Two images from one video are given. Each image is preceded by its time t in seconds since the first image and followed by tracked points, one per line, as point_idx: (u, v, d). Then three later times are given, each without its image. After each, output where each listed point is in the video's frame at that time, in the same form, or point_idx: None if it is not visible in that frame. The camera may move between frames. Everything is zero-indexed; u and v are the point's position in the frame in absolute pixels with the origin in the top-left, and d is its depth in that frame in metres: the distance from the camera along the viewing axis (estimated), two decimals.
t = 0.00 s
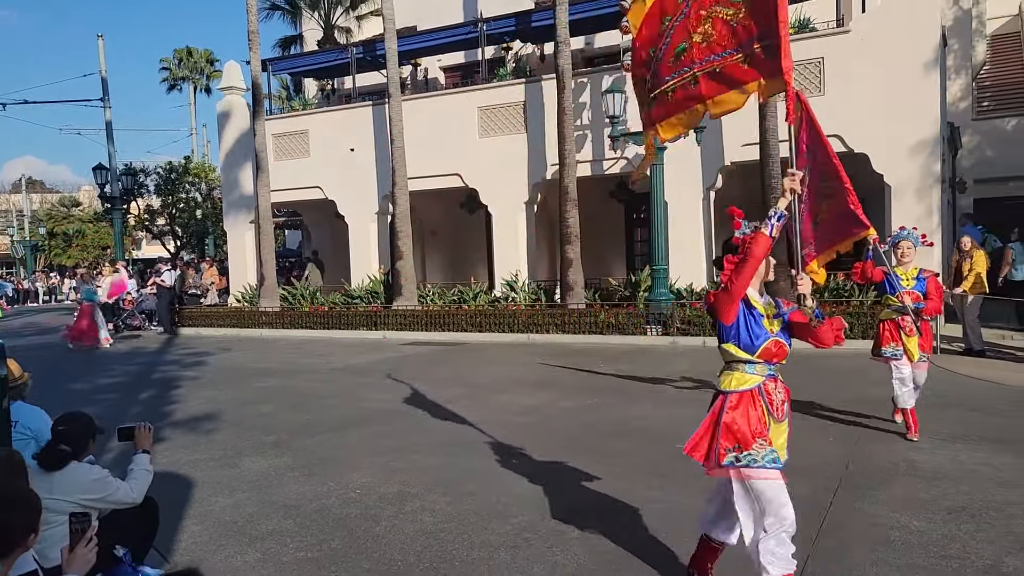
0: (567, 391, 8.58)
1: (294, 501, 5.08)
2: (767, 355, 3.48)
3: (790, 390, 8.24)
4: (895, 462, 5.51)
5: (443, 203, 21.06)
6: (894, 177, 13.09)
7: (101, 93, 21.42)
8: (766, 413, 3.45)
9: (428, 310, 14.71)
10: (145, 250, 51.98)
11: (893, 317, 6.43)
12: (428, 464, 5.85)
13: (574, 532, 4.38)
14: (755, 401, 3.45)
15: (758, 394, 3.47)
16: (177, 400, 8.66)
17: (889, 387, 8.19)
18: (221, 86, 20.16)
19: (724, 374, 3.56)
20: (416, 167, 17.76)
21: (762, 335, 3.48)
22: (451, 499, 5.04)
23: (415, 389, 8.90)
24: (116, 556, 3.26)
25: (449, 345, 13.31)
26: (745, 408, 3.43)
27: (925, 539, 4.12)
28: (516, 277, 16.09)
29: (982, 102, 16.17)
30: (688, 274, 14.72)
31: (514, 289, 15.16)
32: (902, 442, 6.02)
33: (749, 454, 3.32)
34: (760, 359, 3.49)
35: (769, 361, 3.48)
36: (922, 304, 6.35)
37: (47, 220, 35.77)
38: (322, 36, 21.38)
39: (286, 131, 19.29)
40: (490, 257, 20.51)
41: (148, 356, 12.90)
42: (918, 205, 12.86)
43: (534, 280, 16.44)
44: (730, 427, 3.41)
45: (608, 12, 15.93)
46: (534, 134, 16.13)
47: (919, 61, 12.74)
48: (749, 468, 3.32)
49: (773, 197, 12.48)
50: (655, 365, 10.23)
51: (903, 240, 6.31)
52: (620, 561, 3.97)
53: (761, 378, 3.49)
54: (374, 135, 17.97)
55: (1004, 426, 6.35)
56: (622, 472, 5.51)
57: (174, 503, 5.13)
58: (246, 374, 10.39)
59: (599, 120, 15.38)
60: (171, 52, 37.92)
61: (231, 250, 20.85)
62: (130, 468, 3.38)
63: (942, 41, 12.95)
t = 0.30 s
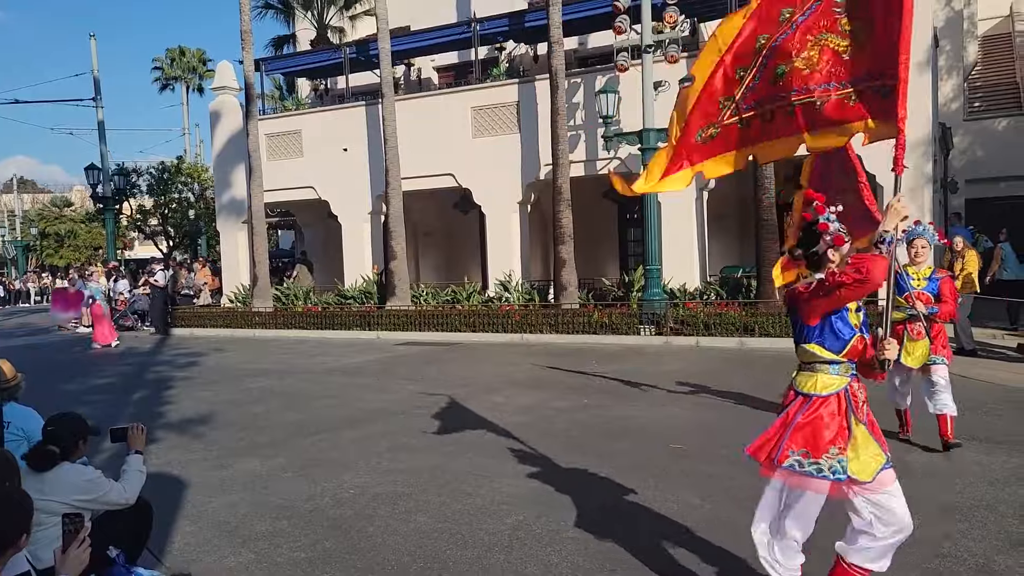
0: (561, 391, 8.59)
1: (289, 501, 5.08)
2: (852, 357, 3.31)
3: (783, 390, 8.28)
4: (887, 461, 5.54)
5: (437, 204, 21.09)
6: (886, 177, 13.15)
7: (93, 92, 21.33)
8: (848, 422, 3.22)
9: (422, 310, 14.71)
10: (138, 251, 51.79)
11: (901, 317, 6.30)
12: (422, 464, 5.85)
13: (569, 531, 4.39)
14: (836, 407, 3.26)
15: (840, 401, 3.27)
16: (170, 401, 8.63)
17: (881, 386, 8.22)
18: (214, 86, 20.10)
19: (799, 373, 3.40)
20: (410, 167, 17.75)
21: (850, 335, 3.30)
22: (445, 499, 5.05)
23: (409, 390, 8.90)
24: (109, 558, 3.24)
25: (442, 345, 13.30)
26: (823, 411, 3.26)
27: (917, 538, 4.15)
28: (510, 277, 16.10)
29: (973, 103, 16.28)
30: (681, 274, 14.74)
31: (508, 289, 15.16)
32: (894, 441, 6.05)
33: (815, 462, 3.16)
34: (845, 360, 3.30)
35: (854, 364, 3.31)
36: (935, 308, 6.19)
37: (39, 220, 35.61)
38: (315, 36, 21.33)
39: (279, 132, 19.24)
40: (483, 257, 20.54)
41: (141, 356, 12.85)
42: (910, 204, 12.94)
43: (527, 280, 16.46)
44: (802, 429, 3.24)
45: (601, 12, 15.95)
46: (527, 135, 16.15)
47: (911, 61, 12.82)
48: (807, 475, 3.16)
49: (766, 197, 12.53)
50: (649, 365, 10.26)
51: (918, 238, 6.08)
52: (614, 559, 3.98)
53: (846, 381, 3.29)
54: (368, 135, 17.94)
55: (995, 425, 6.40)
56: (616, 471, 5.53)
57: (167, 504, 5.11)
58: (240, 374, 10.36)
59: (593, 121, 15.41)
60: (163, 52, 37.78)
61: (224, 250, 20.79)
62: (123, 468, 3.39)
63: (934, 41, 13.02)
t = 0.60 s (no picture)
0: (557, 391, 8.60)
1: (285, 501, 5.07)
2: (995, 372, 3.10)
3: (778, 389, 8.30)
4: (881, 460, 5.57)
5: (432, 203, 21.09)
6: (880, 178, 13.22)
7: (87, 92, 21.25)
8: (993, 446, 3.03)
9: (417, 310, 14.71)
10: (132, 251, 51.65)
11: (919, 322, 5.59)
12: (417, 464, 5.85)
13: (565, 531, 4.40)
14: (977, 430, 3.04)
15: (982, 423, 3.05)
16: (165, 401, 8.60)
17: (876, 386, 8.25)
18: (209, 86, 20.04)
19: (932, 391, 3.16)
20: (405, 167, 17.73)
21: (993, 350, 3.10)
22: (441, 498, 5.05)
23: (405, 390, 8.90)
24: (105, 558, 3.23)
25: (438, 345, 13.29)
26: (965, 436, 3.03)
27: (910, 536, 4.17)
28: (505, 277, 16.09)
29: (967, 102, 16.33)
30: (676, 273, 14.77)
31: (503, 289, 15.17)
32: (888, 441, 6.07)
33: (959, 492, 2.95)
34: (987, 378, 3.08)
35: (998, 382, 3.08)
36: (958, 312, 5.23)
37: (33, 220, 35.48)
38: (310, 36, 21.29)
39: (274, 131, 19.19)
40: (478, 256, 20.54)
41: (136, 356, 12.81)
42: (905, 205, 13.00)
43: (522, 280, 16.47)
44: (945, 457, 3.02)
45: (597, 12, 15.96)
46: (522, 134, 16.15)
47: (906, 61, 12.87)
48: (950, 504, 2.96)
49: (761, 198, 12.58)
50: (644, 364, 10.27)
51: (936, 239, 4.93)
52: (610, 559, 3.99)
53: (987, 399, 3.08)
54: (363, 135, 17.92)
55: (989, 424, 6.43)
56: (610, 470, 5.54)
57: (163, 504, 5.10)
58: (236, 374, 10.34)
59: (588, 120, 15.43)
60: (158, 51, 37.64)
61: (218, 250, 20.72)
62: (118, 469, 3.38)
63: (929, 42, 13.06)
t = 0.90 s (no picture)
0: (557, 391, 8.59)
1: (284, 500, 5.06)
2: None
3: (778, 390, 8.30)
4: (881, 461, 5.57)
5: (432, 203, 21.08)
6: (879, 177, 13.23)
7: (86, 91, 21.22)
8: None
9: (416, 309, 14.70)
10: (132, 250, 51.60)
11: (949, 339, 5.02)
12: (416, 463, 5.84)
13: (565, 531, 4.39)
14: None
15: None
16: (164, 400, 8.59)
17: (876, 386, 8.26)
18: (208, 85, 20.02)
19: None
20: (405, 166, 17.71)
21: None
22: (441, 498, 5.04)
23: (404, 389, 8.89)
24: (106, 558, 3.21)
25: (437, 344, 13.28)
26: None
27: (911, 537, 4.16)
28: (504, 276, 16.08)
29: (967, 103, 16.34)
30: (676, 273, 14.77)
31: (502, 289, 15.15)
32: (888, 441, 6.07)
33: None
34: None
35: None
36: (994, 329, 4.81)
37: (33, 219, 35.45)
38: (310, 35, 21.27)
39: (273, 131, 19.17)
40: (477, 256, 20.54)
41: (135, 356, 12.79)
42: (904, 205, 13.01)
43: (522, 279, 16.46)
44: None
45: (596, 12, 15.96)
46: (522, 134, 16.14)
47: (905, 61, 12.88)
48: None
49: (760, 198, 12.59)
50: (644, 364, 10.25)
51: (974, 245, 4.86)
52: (611, 559, 3.98)
53: None
54: (362, 134, 17.91)
55: (989, 425, 6.42)
56: (609, 470, 5.54)
57: (162, 504, 5.08)
58: (235, 373, 10.33)
59: (587, 120, 15.42)
60: (157, 50, 37.60)
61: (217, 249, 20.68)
62: (118, 468, 3.37)
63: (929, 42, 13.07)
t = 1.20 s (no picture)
0: (557, 391, 8.60)
1: (286, 500, 5.07)
2: None
3: (779, 390, 8.30)
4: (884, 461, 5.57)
5: (433, 202, 21.08)
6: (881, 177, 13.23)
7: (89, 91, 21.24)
8: None
9: (417, 309, 14.72)
10: (133, 249, 51.61)
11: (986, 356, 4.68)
12: (418, 463, 5.83)
13: (567, 531, 4.39)
14: None
15: None
16: (166, 400, 8.60)
17: (877, 386, 8.26)
18: (210, 85, 20.02)
19: None
20: (406, 166, 17.70)
21: None
22: (442, 498, 5.04)
23: (406, 389, 8.90)
24: (108, 557, 3.22)
25: (438, 344, 13.28)
26: None
27: (913, 538, 4.16)
28: (505, 277, 16.10)
29: (969, 103, 16.34)
30: (677, 273, 14.78)
31: (503, 289, 15.15)
32: (890, 441, 6.06)
33: None
34: None
35: None
36: None
37: (35, 219, 35.47)
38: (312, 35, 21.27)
39: (275, 131, 19.17)
40: (478, 256, 20.54)
41: (137, 356, 12.80)
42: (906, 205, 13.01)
43: (523, 279, 16.47)
44: None
45: (597, 12, 15.96)
46: (523, 134, 16.13)
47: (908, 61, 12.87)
48: None
49: (762, 198, 12.58)
50: (645, 364, 10.25)
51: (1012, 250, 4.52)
52: (612, 559, 3.98)
53: None
54: (363, 134, 17.92)
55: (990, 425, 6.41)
56: (610, 471, 5.53)
57: (164, 503, 5.09)
58: (236, 373, 10.33)
59: (588, 120, 15.43)
60: (159, 50, 37.61)
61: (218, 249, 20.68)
62: (121, 468, 3.37)
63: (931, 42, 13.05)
